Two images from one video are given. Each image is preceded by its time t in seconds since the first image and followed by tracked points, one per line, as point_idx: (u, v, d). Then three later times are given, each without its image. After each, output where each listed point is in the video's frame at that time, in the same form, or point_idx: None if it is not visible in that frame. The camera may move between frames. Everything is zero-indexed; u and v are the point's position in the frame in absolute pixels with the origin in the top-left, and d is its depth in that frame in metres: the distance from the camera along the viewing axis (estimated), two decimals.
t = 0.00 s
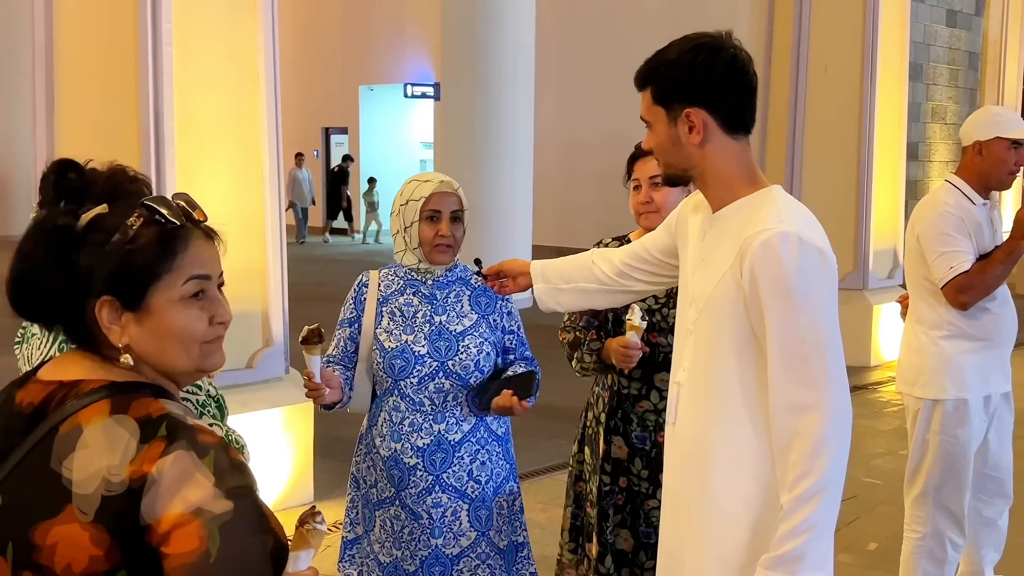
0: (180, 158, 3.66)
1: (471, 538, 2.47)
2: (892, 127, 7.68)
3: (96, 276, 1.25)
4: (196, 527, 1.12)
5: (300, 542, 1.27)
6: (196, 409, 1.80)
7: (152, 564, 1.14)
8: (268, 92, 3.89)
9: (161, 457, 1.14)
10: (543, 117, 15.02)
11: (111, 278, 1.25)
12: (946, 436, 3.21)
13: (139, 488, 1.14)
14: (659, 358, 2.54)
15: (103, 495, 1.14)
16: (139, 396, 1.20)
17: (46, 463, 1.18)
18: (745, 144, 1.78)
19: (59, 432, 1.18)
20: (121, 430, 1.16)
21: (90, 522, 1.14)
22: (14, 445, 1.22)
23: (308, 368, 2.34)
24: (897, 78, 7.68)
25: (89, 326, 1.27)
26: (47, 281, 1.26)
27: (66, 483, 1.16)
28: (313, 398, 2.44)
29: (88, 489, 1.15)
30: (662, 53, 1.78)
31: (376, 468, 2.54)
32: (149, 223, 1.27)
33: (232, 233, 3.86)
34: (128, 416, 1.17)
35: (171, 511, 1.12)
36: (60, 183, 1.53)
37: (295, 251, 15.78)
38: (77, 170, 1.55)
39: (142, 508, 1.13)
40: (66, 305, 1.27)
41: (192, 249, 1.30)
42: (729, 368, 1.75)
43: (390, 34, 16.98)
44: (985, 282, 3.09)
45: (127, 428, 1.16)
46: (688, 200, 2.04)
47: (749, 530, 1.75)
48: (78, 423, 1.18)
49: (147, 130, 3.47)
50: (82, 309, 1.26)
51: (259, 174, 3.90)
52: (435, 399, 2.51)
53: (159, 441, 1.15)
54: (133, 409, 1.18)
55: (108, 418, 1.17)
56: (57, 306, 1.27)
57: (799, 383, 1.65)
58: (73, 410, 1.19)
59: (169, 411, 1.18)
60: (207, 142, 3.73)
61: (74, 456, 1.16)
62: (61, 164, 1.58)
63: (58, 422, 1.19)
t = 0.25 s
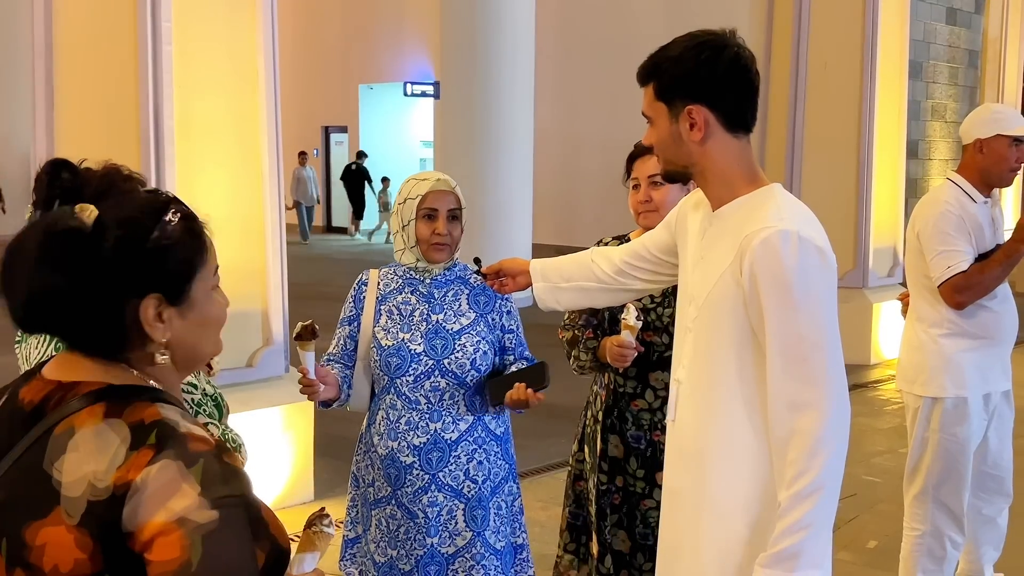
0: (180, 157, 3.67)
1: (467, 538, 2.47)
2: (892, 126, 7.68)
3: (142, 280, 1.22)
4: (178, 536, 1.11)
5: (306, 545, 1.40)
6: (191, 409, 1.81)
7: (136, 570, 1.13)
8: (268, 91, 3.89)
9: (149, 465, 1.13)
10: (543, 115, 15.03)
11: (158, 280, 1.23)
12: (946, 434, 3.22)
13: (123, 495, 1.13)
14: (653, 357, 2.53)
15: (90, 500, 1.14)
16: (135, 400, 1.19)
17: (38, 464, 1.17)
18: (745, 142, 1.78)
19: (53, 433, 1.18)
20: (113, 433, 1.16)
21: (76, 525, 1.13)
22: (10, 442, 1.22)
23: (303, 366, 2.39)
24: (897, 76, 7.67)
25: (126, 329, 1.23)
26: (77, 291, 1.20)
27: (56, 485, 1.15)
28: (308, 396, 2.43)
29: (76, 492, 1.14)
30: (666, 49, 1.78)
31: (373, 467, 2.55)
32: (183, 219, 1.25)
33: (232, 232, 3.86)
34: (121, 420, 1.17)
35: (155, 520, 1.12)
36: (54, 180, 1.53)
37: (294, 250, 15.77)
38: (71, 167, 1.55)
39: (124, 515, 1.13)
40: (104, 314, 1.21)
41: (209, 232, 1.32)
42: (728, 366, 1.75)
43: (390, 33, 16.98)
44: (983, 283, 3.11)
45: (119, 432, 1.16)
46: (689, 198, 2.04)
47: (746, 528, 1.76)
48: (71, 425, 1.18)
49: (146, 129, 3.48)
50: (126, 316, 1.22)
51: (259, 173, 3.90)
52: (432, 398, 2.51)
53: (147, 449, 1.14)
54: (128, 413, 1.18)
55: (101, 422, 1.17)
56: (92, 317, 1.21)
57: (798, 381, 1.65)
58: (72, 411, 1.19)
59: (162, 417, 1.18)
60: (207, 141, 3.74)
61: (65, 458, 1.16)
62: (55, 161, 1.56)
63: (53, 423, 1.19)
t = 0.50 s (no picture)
0: (180, 157, 3.67)
1: (466, 538, 2.48)
2: (892, 125, 7.68)
3: (134, 276, 1.22)
4: (164, 528, 1.12)
5: (297, 524, 1.44)
6: (188, 410, 1.81)
7: (127, 565, 1.14)
8: (268, 90, 3.90)
9: (134, 459, 1.15)
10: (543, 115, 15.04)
11: (150, 275, 1.23)
12: (945, 433, 3.22)
13: (110, 490, 1.14)
14: (652, 358, 2.54)
15: (77, 497, 1.15)
16: (115, 396, 1.20)
17: (25, 465, 1.18)
18: (744, 141, 1.78)
19: (38, 433, 1.19)
20: (96, 430, 1.17)
21: (65, 523, 1.15)
22: None
23: (301, 370, 2.40)
24: (897, 75, 7.68)
25: (124, 327, 1.23)
26: (68, 294, 1.18)
27: (43, 485, 1.17)
28: (307, 398, 2.45)
29: (63, 490, 1.15)
30: (657, 55, 1.79)
31: (372, 467, 2.55)
32: (163, 215, 1.26)
33: (233, 232, 3.86)
34: (103, 417, 1.18)
35: (142, 513, 1.13)
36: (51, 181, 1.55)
37: (294, 250, 15.77)
38: (66, 169, 1.58)
39: (111, 511, 1.14)
40: (99, 314, 1.20)
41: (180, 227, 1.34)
42: (729, 366, 1.76)
43: (390, 32, 16.99)
44: (979, 284, 3.12)
45: (102, 429, 1.17)
46: (690, 198, 2.05)
47: (745, 528, 1.76)
48: (55, 425, 1.19)
49: (146, 128, 3.51)
50: (123, 313, 1.22)
51: (259, 173, 3.91)
52: (430, 397, 2.51)
53: (131, 444, 1.16)
54: (109, 409, 1.18)
55: (83, 420, 1.18)
56: (88, 318, 1.20)
57: (797, 381, 1.65)
58: (55, 410, 1.20)
59: (145, 410, 1.19)
60: (207, 141, 3.74)
61: (50, 458, 1.17)
62: (49, 162, 1.59)
63: (37, 424, 1.19)
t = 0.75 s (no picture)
0: (179, 158, 3.67)
1: (469, 539, 2.48)
2: (891, 125, 7.68)
3: (104, 275, 1.27)
4: (187, 512, 1.21)
5: (281, 503, 1.41)
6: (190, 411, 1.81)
7: (151, 553, 1.21)
8: (267, 90, 3.90)
9: (149, 451, 1.21)
10: (542, 115, 15.04)
11: (119, 274, 1.29)
12: (945, 433, 3.22)
13: (132, 483, 1.21)
14: (652, 358, 2.54)
15: (96, 493, 1.21)
16: (114, 393, 1.26)
17: (33, 468, 1.23)
18: (744, 141, 1.78)
19: (43, 437, 1.24)
20: (105, 428, 1.23)
21: (87, 520, 1.20)
22: None
23: (304, 368, 2.39)
24: (895, 75, 7.68)
25: (100, 328, 1.29)
26: (45, 301, 1.24)
27: (56, 486, 1.21)
28: (309, 399, 2.45)
29: (80, 488, 1.21)
30: (661, 52, 1.79)
31: (374, 469, 2.54)
32: (127, 212, 1.31)
33: (233, 233, 3.86)
34: (108, 414, 1.24)
35: (165, 501, 1.20)
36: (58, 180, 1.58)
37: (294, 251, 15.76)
38: (70, 168, 1.62)
39: (136, 501, 1.21)
40: (75, 317, 1.26)
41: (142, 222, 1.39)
42: (730, 366, 1.76)
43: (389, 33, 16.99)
44: (973, 286, 3.13)
45: (110, 425, 1.23)
46: (687, 199, 2.05)
47: (749, 528, 1.76)
48: (60, 427, 1.24)
49: (145, 129, 3.51)
50: (97, 315, 1.28)
51: (258, 172, 3.91)
52: (432, 399, 2.52)
53: (144, 436, 1.22)
54: (112, 406, 1.25)
55: (90, 419, 1.24)
56: (64, 322, 1.26)
57: (799, 380, 1.65)
58: (56, 413, 1.25)
59: (147, 404, 1.25)
60: (206, 141, 3.74)
61: (60, 459, 1.22)
62: (51, 160, 1.61)
63: (42, 427, 1.24)
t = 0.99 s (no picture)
0: (178, 159, 3.67)
1: (470, 540, 2.48)
2: (890, 125, 7.69)
3: (96, 275, 1.29)
4: (210, 490, 1.26)
5: (266, 491, 1.64)
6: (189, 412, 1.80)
7: (175, 534, 1.26)
8: (265, 91, 3.90)
9: (168, 434, 1.26)
10: (542, 116, 15.06)
11: (110, 272, 1.30)
12: (945, 433, 3.22)
13: (156, 465, 1.25)
14: (651, 359, 2.54)
15: (120, 478, 1.25)
16: (124, 382, 1.30)
17: (50, 459, 1.26)
18: (744, 142, 1.79)
19: (56, 429, 1.26)
20: (121, 415, 1.27)
21: (111, 505, 1.24)
22: (8, 448, 1.28)
23: (304, 373, 2.39)
24: (894, 75, 7.69)
25: (95, 326, 1.30)
26: (38, 305, 1.27)
27: (76, 475, 1.25)
28: (310, 403, 2.46)
29: (102, 476, 1.24)
30: (660, 51, 1.79)
31: (373, 472, 2.54)
32: (118, 212, 1.32)
33: (232, 234, 3.87)
34: (122, 402, 1.28)
35: (189, 480, 1.25)
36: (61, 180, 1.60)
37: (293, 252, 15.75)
38: (74, 168, 1.63)
39: (161, 483, 1.25)
40: (70, 316, 1.28)
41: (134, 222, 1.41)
42: (729, 367, 1.76)
43: (388, 34, 17.00)
44: (969, 287, 3.14)
45: (126, 412, 1.27)
46: (687, 200, 2.04)
47: (748, 529, 1.76)
48: (75, 418, 1.27)
49: (144, 131, 3.51)
50: (92, 313, 1.30)
51: (257, 173, 3.91)
52: (431, 401, 2.52)
53: (161, 421, 1.27)
54: (124, 394, 1.28)
55: (103, 408, 1.27)
56: (57, 322, 1.28)
57: (797, 381, 1.65)
58: (66, 404, 1.28)
59: (159, 391, 1.30)
60: (205, 143, 3.74)
61: (78, 449, 1.25)
62: (55, 160, 1.63)
63: (56, 418, 1.27)
